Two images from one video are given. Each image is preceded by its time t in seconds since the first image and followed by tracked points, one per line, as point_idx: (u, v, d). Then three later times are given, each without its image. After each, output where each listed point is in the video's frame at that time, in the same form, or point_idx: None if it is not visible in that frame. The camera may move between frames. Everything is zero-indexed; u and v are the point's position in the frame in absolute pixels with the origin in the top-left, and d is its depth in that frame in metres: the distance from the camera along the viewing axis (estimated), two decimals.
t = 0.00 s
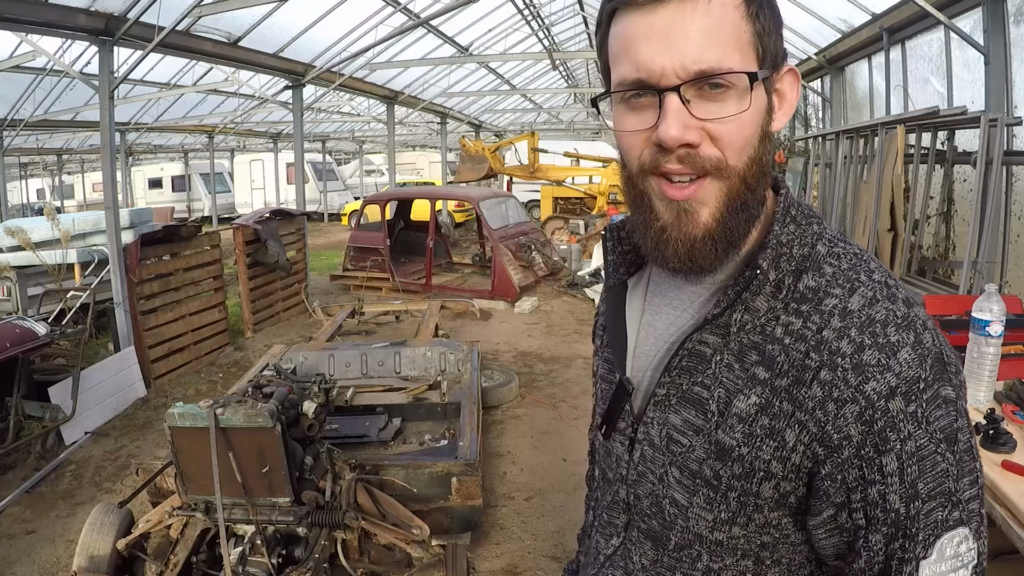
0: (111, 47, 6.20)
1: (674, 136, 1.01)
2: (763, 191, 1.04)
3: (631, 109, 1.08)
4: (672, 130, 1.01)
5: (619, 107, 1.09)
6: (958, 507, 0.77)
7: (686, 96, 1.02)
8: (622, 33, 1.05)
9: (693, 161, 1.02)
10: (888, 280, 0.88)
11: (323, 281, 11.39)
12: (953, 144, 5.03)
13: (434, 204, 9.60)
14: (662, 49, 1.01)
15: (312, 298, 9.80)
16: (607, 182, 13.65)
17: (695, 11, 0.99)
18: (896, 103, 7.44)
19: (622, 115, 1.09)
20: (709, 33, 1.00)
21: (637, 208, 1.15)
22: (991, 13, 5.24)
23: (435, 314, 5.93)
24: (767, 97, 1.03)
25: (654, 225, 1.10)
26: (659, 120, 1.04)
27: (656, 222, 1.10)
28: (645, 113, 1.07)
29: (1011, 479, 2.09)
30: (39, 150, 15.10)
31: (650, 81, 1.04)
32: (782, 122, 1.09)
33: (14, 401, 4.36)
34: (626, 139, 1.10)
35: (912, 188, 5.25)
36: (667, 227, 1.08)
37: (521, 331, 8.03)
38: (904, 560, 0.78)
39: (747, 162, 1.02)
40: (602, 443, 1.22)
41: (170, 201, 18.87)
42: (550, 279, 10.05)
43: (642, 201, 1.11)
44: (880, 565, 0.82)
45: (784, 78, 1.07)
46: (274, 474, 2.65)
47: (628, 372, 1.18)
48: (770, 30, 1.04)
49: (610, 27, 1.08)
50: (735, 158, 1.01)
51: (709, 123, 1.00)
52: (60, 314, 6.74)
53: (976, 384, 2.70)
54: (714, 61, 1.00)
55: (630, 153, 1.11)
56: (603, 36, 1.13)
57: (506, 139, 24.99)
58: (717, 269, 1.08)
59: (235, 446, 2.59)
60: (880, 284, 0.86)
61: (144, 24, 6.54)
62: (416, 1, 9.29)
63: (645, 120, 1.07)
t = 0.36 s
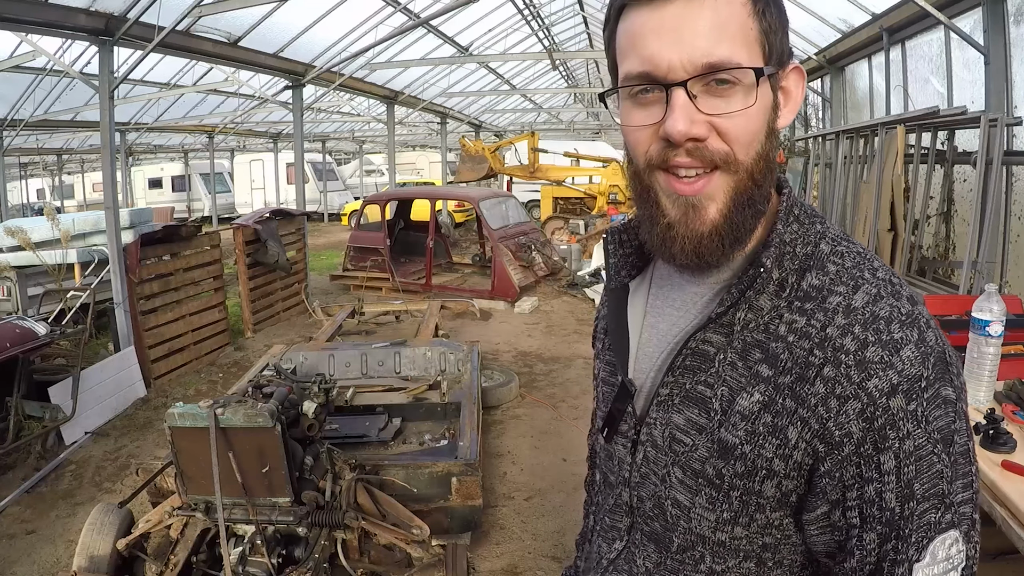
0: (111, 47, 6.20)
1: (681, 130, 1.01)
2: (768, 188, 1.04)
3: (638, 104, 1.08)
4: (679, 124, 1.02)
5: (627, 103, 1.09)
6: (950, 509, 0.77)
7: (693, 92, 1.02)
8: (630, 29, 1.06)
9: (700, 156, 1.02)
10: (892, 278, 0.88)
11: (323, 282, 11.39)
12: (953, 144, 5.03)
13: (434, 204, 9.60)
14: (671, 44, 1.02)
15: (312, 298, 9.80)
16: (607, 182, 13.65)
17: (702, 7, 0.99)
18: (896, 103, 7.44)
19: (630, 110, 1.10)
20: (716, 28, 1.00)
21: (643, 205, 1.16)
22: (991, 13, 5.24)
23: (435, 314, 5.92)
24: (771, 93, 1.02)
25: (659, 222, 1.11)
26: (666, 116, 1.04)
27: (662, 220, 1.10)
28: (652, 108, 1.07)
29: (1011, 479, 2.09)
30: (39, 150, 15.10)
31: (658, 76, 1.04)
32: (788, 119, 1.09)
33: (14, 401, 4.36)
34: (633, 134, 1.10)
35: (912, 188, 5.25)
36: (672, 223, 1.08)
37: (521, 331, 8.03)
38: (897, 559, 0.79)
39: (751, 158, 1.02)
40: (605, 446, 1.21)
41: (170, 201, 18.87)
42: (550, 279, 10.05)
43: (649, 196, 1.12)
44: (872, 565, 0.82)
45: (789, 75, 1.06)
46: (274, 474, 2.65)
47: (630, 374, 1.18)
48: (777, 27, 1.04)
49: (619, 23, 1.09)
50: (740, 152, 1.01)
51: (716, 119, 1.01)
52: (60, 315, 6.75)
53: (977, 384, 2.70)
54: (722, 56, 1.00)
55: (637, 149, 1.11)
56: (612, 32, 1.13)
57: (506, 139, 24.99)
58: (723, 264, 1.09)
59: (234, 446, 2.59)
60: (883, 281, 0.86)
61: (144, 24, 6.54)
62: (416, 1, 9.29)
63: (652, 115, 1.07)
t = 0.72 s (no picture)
0: (111, 47, 6.20)
1: (672, 139, 1.01)
2: (763, 187, 1.05)
3: (628, 115, 1.08)
4: (670, 134, 1.01)
5: (615, 113, 1.09)
6: (953, 499, 0.77)
7: (683, 97, 1.02)
8: (613, 39, 1.05)
9: (693, 160, 1.02)
10: (893, 272, 0.88)
11: (323, 282, 11.39)
12: (953, 145, 5.03)
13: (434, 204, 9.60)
14: (656, 54, 1.02)
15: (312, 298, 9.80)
16: (607, 182, 13.65)
17: (683, 13, 0.99)
18: (896, 103, 7.44)
19: (619, 121, 1.09)
20: (698, 35, 1.00)
21: (639, 217, 1.16)
22: (991, 13, 5.24)
23: (435, 314, 5.93)
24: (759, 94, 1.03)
25: (657, 232, 1.10)
26: (657, 123, 1.04)
27: (658, 224, 1.10)
28: (641, 117, 1.07)
29: (1011, 479, 2.09)
30: (39, 150, 15.09)
31: (646, 90, 1.04)
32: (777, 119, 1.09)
33: (14, 401, 4.37)
34: (625, 147, 1.10)
35: (912, 188, 5.24)
36: (670, 235, 1.08)
37: (521, 331, 8.03)
38: (899, 549, 0.79)
39: (745, 157, 1.02)
40: (606, 447, 1.21)
41: (170, 201, 18.87)
42: (550, 279, 10.04)
43: (645, 208, 1.12)
44: (877, 556, 0.82)
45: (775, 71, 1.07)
46: (274, 474, 2.65)
47: (632, 374, 1.18)
48: (759, 26, 1.05)
49: (601, 34, 1.09)
50: (735, 157, 1.01)
51: (708, 124, 1.01)
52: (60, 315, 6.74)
53: (977, 384, 2.70)
54: (707, 62, 1.00)
55: (629, 160, 1.11)
56: (593, 43, 1.13)
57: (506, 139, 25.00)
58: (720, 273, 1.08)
59: (234, 446, 2.59)
60: (884, 275, 0.87)
61: (144, 24, 6.54)
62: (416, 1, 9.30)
63: (643, 126, 1.07)
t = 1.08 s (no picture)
0: (111, 47, 6.21)
1: (682, 128, 1.01)
2: (764, 177, 1.09)
3: (633, 108, 1.08)
4: (679, 122, 1.02)
5: (620, 108, 1.09)
6: (961, 457, 0.85)
7: (690, 89, 1.02)
8: (618, 36, 1.06)
9: (700, 154, 1.03)
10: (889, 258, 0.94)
11: (323, 282, 11.39)
12: (953, 144, 5.03)
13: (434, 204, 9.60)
14: (663, 48, 1.02)
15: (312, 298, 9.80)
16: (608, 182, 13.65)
17: (689, 8, 1.01)
18: (896, 103, 7.44)
19: (624, 114, 1.09)
20: (703, 28, 1.01)
21: (643, 208, 1.15)
22: (991, 13, 5.24)
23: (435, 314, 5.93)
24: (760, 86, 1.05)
25: (663, 221, 1.10)
26: (664, 117, 1.04)
27: (666, 218, 1.09)
28: (648, 110, 1.07)
29: (1011, 479, 2.09)
30: (39, 150, 15.09)
31: (653, 79, 1.04)
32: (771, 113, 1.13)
33: (14, 401, 4.37)
34: (629, 137, 1.10)
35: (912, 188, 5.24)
36: (677, 221, 1.08)
37: (521, 331, 8.04)
38: (934, 507, 0.84)
39: (751, 146, 1.05)
40: (602, 452, 1.18)
41: (170, 201, 18.88)
42: (550, 279, 10.04)
43: (649, 197, 1.12)
44: (910, 521, 0.86)
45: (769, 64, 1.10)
46: (274, 474, 2.65)
47: (635, 373, 1.15)
48: (755, 25, 1.07)
49: (603, 30, 1.09)
50: (738, 144, 1.03)
51: (716, 115, 1.02)
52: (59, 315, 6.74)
53: (976, 384, 2.70)
54: (712, 56, 1.01)
55: (634, 152, 1.11)
56: (595, 41, 1.14)
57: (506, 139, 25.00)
58: (727, 257, 1.10)
59: (235, 446, 2.59)
60: (885, 261, 0.92)
61: (144, 24, 6.54)
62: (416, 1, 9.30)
63: (648, 117, 1.07)
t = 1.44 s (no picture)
0: (111, 47, 6.21)
1: (639, 138, 1.08)
2: (709, 174, 1.18)
3: (590, 125, 1.14)
4: (636, 134, 1.08)
5: (577, 127, 1.15)
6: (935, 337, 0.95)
7: (641, 101, 1.09)
8: (567, 62, 1.12)
9: (656, 160, 1.10)
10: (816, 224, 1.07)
11: (323, 282, 11.39)
12: (953, 144, 5.03)
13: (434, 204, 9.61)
14: (613, 68, 1.09)
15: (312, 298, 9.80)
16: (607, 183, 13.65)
17: (632, 29, 1.08)
18: (896, 103, 7.44)
19: (581, 132, 1.15)
20: (648, 46, 1.09)
21: (604, 217, 1.19)
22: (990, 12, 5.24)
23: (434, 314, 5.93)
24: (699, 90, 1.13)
25: (626, 226, 1.15)
26: (620, 131, 1.10)
27: (630, 222, 1.14)
28: (604, 126, 1.13)
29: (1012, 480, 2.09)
30: (39, 150, 15.09)
31: (607, 98, 1.10)
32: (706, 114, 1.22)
33: (14, 401, 4.37)
34: (589, 152, 1.16)
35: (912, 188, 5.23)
36: (641, 223, 1.12)
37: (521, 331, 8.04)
38: (946, 375, 0.91)
39: (698, 150, 1.14)
40: (591, 457, 1.14)
41: (170, 201, 18.89)
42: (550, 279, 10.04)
43: (611, 206, 1.16)
44: (934, 393, 0.90)
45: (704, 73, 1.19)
46: (274, 474, 2.65)
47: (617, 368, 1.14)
48: (688, 38, 1.16)
49: (551, 58, 1.15)
50: (689, 147, 1.11)
51: (667, 124, 1.09)
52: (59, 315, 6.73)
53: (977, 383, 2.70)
54: (658, 72, 1.08)
55: (594, 165, 1.16)
56: (542, 71, 1.19)
57: (507, 139, 24.99)
58: (688, 249, 1.15)
59: (234, 446, 2.59)
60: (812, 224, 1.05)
61: (143, 23, 6.54)
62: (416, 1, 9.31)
63: (606, 131, 1.13)
